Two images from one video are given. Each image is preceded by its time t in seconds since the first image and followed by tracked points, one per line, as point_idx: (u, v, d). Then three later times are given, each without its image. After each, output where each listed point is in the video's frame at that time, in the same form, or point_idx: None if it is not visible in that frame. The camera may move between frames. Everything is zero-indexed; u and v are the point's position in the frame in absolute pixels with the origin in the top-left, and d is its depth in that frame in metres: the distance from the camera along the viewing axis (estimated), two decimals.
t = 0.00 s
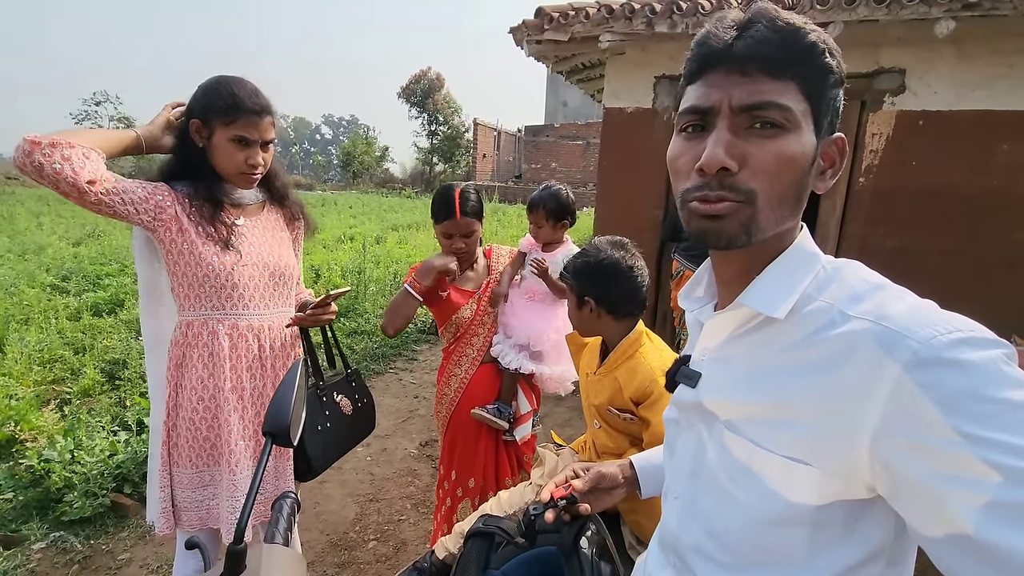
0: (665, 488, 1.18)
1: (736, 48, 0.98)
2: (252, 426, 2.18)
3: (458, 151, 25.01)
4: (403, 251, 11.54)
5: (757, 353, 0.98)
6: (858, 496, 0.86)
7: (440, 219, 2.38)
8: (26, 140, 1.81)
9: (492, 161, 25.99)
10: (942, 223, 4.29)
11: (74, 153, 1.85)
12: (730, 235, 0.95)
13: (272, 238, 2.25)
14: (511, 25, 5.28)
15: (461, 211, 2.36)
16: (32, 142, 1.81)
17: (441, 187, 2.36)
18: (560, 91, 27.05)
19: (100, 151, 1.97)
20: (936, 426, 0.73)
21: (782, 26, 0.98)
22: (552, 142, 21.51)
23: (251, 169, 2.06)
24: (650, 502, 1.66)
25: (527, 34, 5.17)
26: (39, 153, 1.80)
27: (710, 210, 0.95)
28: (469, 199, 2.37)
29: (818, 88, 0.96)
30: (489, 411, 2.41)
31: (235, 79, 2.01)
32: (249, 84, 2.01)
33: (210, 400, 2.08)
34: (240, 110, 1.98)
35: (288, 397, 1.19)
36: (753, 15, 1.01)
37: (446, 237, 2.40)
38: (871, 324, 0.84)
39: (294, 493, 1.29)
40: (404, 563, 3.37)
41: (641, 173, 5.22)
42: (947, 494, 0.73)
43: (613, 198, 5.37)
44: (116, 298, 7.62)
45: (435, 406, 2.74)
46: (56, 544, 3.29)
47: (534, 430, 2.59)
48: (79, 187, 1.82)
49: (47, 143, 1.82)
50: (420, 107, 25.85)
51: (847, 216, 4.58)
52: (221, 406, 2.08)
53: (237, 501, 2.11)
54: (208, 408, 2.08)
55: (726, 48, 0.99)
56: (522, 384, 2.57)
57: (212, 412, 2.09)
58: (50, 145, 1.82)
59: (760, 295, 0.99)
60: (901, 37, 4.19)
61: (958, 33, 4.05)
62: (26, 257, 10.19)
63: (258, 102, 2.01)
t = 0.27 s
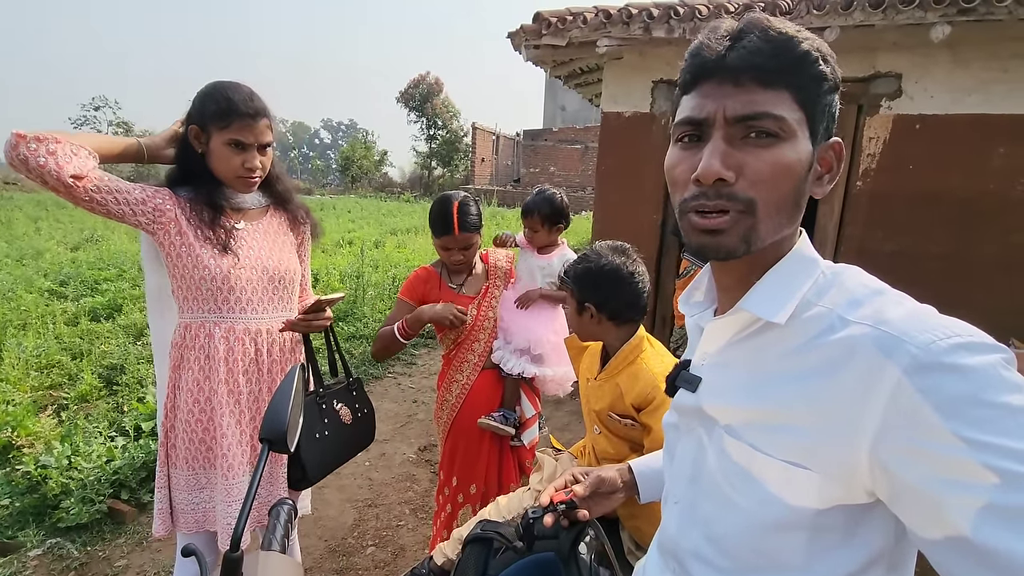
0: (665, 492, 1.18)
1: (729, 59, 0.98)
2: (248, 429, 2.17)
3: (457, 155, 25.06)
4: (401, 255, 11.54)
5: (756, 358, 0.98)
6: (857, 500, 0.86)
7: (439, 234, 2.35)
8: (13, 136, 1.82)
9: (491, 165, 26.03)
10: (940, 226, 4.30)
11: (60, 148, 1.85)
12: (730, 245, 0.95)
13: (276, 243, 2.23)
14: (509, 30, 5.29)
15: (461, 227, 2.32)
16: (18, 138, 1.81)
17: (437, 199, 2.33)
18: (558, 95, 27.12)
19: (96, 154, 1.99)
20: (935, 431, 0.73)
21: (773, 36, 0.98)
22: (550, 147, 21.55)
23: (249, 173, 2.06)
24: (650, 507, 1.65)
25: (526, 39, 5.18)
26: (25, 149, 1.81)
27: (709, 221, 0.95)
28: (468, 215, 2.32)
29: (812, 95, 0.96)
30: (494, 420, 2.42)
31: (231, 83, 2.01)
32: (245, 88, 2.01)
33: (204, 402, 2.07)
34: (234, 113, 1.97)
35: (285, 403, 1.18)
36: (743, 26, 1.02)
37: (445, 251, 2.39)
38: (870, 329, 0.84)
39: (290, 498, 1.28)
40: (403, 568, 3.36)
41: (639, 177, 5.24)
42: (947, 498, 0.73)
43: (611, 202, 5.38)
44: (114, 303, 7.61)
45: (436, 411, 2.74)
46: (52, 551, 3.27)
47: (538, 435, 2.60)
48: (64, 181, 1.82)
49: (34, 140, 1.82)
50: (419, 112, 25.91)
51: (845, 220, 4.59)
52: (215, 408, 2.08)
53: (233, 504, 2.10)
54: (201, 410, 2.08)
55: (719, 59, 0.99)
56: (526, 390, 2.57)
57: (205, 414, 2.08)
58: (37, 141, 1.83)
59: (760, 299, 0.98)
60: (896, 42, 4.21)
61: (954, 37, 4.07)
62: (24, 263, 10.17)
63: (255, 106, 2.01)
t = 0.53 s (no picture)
0: (669, 494, 1.17)
1: (641, 112, 1.00)
2: (245, 430, 2.16)
3: (455, 157, 25.07)
4: (400, 258, 11.54)
5: (765, 360, 0.97)
6: (865, 503, 0.87)
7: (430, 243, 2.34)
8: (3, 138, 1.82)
9: (489, 168, 26.04)
10: (936, 228, 4.31)
11: (51, 149, 1.84)
12: (687, 273, 1.00)
13: (275, 244, 2.22)
14: (507, 33, 5.31)
15: (451, 235, 2.32)
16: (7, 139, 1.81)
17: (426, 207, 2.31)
18: (557, 97, 27.17)
19: (89, 157, 1.98)
20: (948, 436, 0.74)
21: (674, 75, 0.97)
22: (549, 149, 21.57)
23: (244, 175, 2.05)
24: (648, 509, 1.66)
25: (524, 42, 5.19)
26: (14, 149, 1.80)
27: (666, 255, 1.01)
28: (458, 222, 2.32)
29: (729, 120, 0.92)
30: (494, 424, 2.42)
31: (226, 86, 2.01)
32: (240, 90, 2.01)
33: (201, 403, 2.07)
34: (228, 114, 1.97)
35: (282, 406, 1.18)
36: (655, 66, 1.01)
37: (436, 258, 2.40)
38: (883, 333, 0.84)
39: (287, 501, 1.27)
40: (401, 571, 3.35)
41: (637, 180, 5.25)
42: (957, 503, 0.74)
43: (610, 204, 5.39)
44: (111, 305, 7.59)
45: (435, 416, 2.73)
46: (48, 555, 3.26)
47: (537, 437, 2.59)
48: (55, 182, 1.81)
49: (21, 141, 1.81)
50: (417, 114, 25.93)
51: (843, 221, 4.61)
52: (212, 409, 2.07)
53: (230, 505, 2.09)
54: (198, 411, 2.07)
55: (635, 115, 1.02)
56: (525, 392, 2.56)
57: (202, 415, 2.08)
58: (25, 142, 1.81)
59: (769, 301, 0.96)
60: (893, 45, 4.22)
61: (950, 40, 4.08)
62: (21, 265, 10.15)
63: (249, 107, 2.00)
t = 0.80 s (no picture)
0: (673, 494, 1.17)
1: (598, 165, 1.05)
2: (244, 429, 2.16)
3: (454, 157, 25.07)
4: (399, 257, 11.53)
5: (770, 361, 0.97)
6: (871, 505, 0.87)
7: (425, 241, 2.33)
8: None
9: (488, 167, 26.04)
10: (935, 228, 4.31)
11: (47, 144, 1.83)
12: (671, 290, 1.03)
13: (274, 243, 2.22)
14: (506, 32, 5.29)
15: (447, 234, 2.30)
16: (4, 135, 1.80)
17: (422, 205, 2.29)
18: (556, 97, 27.17)
19: (86, 153, 1.96)
20: (958, 440, 0.74)
21: (608, 127, 1.01)
22: (548, 148, 21.58)
23: (242, 173, 2.05)
24: (647, 509, 1.65)
25: (523, 41, 5.17)
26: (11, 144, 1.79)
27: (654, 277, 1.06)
28: (454, 221, 2.30)
29: (663, 156, 0.94)
30: (493, 426, 2.43)
31: (223, 85, 2.01)
32: (237, 88, 2.00)
33: (200, 402, 2.06)
34: (224, 113, 1.96)
35: (281, 405, 1.18)
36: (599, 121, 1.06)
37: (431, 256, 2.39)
38: (893, 335, 0.84)
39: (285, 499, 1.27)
40: (400, 571, 3.35)
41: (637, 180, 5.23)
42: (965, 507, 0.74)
43: (609, 204, 5.38)
44: (109, 305, 7.57)
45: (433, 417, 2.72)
46: (46, 555, 3.25)
47: (535, 438, 2.60)
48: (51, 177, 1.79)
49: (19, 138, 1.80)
50: (416, 114, 25.93)
51: (842, 222, 4.61)
52: (211, 407, 2.06)
53: (230, 504, 2.09)
54: (197, 410, 2.07)
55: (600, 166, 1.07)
56: (522, 392, 2.56)
57: (201, 415, 2.07)
58: (23, 139, 1.80)
59: (775, 300, 0.96)
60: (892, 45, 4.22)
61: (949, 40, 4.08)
62: (19, 264, 10.11)
63: (246, 105, 2.00)
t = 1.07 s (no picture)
0: (673, 494, 1.17)
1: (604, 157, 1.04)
2: (243, 429, 2.16)
3: (454, 156, 25.05)
4: (399, 256, 11.52)
5: (771, 360, 0.97)
6: (872, 506, 0.86)
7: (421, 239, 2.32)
8: None
9: (488, 166, 26.03)
10: (935, 228, 4.31)
11: (44, 145, 1.82)
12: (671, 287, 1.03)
13: (272, 242, 2.22)
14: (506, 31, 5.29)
15: (443, 232, 2.29)
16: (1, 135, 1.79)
17: (419, 204, 2.29)
18: (556, 96, 27.15)
19: (83, 153, 1.96)
20: (960, 439, 0.74)
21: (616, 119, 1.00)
22: (548, 148, 21.55)
23: (239, 171, 2.04)
24: (647, 508, 1.65)
25: (523, 40, 5.17)
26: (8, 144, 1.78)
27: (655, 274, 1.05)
28: (451, 220, 2.30)
29: (673, 149, 0.93)
30: (491, 427, 2.44)
31: (218, 83, 2.01)
32: (233, 86, 2.00)
33: (199, 401, 2.06)
34: (220, 111, 1.96)
35: (281, 404, 1.18)
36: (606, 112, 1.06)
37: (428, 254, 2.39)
38: (894, 334, 0.83)
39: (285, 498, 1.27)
40: (399, 570, 3.35)
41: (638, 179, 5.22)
42: (966, 507, 0.74)
43: (609, 204, 5.38)
44: (109, 303, 7.56)
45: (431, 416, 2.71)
46: (45, 553, 3.25)
47: (532, 439, 2.61)
48: (47, 178, 1.79)
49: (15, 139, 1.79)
50: (416, 112, 25.91)
51: (841, 222, 4.60)
52: (210, 406, 2.06)
53: (229, 503, 2.09)
54: (196, 409, 2.06)
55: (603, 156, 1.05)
56: (521, 393, 2.57)
57: (200, 414, 2.07)
58: (20, 139, 1.80)
59: (776, 300, 0.96)
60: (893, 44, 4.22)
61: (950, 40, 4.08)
62: (18, 263, 10.10)
63: (242, 103, 1.99)
